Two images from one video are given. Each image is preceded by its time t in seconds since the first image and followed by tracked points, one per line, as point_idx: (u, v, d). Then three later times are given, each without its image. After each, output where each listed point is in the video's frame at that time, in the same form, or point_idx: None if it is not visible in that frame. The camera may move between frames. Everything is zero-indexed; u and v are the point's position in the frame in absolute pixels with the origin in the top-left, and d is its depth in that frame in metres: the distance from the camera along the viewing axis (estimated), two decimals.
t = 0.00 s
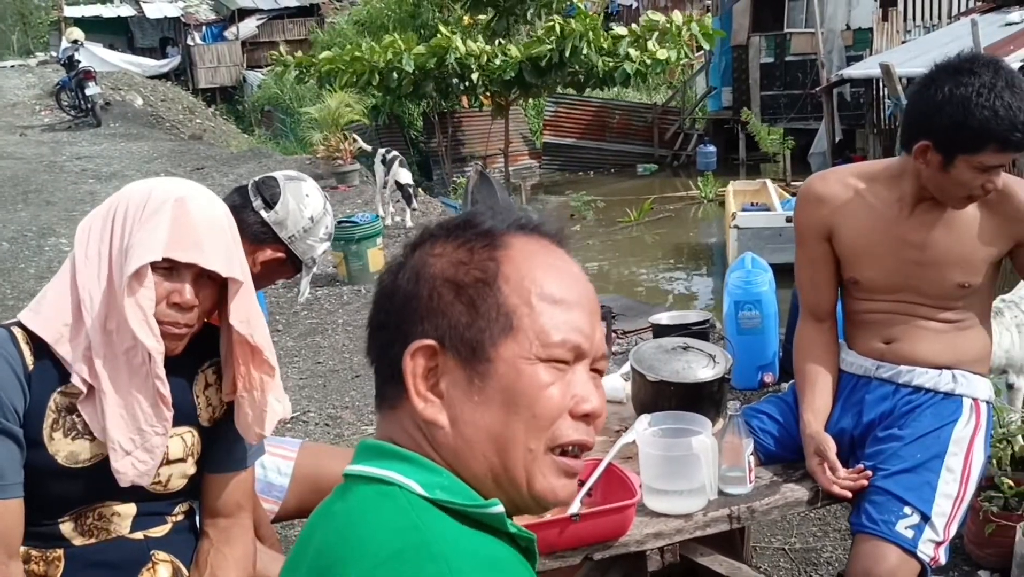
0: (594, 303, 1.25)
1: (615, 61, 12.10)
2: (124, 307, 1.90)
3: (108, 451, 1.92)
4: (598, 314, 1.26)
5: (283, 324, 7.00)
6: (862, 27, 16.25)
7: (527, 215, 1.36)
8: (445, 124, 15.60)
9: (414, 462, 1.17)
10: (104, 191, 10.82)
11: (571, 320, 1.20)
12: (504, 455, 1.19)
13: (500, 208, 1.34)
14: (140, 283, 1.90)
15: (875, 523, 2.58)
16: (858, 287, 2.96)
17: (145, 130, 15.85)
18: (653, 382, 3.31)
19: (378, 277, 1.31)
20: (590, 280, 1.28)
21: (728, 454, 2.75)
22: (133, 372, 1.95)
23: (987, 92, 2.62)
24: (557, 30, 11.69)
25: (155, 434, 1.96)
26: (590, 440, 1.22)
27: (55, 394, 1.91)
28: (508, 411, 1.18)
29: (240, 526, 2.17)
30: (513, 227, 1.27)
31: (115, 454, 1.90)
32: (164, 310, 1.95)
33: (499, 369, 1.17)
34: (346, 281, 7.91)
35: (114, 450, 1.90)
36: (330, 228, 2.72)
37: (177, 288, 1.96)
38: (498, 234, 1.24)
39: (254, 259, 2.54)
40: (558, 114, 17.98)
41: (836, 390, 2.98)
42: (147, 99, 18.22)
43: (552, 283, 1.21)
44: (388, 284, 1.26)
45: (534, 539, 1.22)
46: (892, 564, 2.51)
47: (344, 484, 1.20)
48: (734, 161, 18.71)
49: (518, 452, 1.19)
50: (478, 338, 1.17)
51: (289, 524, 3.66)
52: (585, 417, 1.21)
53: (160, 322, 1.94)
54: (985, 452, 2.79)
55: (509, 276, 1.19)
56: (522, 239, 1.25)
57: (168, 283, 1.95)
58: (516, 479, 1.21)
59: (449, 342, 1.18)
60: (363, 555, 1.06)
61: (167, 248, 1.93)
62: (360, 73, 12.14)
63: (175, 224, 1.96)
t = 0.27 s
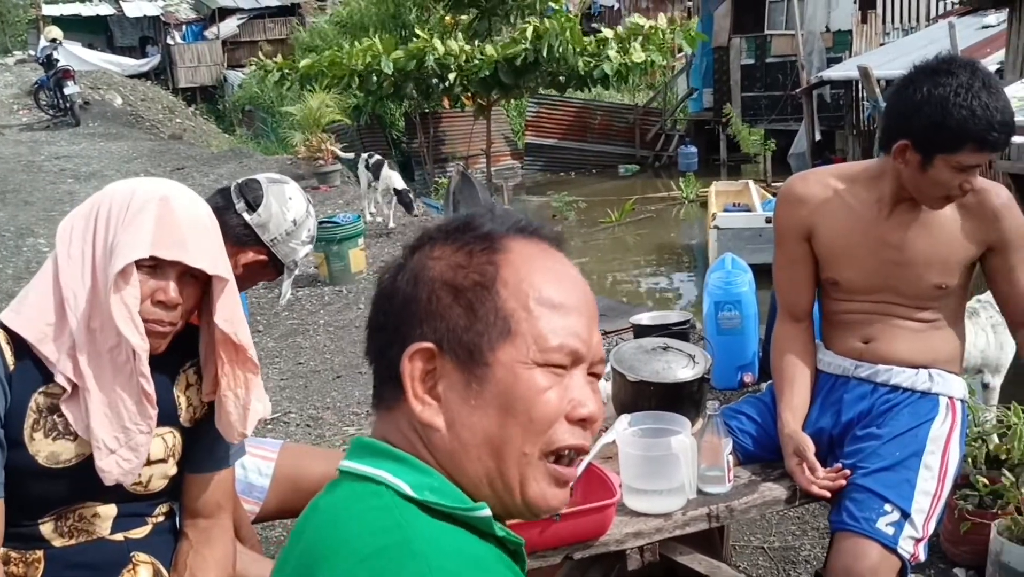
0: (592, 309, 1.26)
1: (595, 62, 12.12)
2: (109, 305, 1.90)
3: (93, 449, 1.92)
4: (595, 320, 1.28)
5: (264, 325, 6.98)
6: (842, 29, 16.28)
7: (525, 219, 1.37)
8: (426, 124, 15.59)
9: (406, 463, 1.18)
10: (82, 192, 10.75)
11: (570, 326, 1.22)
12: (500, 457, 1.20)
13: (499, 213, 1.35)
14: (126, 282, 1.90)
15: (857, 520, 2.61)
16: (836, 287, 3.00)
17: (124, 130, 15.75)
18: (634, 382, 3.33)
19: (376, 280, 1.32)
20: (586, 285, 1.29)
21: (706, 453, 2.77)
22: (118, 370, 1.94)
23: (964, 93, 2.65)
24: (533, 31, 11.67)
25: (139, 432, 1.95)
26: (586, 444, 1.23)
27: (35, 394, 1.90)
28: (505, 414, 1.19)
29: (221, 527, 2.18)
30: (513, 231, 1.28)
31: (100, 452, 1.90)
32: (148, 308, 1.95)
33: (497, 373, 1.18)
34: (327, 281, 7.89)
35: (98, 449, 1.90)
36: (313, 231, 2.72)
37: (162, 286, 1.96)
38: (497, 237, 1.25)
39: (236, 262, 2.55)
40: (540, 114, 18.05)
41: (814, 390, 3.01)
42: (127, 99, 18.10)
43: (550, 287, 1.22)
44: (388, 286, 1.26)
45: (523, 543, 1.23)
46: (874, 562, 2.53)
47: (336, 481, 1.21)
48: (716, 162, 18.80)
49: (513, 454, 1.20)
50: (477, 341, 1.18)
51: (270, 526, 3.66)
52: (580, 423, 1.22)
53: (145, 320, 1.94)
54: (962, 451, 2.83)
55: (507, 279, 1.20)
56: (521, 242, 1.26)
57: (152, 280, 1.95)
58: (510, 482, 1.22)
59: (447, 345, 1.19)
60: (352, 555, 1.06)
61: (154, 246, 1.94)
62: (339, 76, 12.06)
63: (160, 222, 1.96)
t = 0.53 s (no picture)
0: (589, 315, 1.28)
1: (580, 63, 12.15)
2: (95, 300, 1.90)
3: (81, 445, 1.92)
4: (592, 326, 1.30)
5: (249, 325, 6.98)
6: (825, 31, 16.39)
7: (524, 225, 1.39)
8: (411, 125, 15.60)
9: (404, 461, 1.19)
10: (65, 192, 10.70)
11: (569, 331, 1.23)
12: (497, 459, 1.22)
13: (497, 218, 1.36)
14: (111, 278, 1.91)
15: (831, 518, 2.64)
16: (818, 286, 3.02)
17: (106, 129, 15.68)
18: (618, 382, 3.37)
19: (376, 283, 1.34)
20: (583, 289, 1.31)
21: (690, 451, 2.79)
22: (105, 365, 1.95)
23: (946, 97, 2.68)
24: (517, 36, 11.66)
25: (127, 427, 1.95)
26: (581, 447, 1.25)
27: (22, 392, 1.91)
28: (503, 416, 1.21)
29: (205, 524, 2.15)
30: (513, 237, 1.29)
31: (88, 448, 1.90)
32: (134, 303, 1.95)
33: (497, 376, 1.19)
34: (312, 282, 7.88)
35: (86, 444, 1.90)
36: (294, 229, 2.73)
37: (147, 281, 1.96)
38: (498, 243, 1.26)
39: (219, 260, 2.55)
40: (525, 115, 18.10)
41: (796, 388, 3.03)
42: (109, 98, 18.00)
43: (548, 293, 1.23)
44: (389, 286, 1.27)
45: (519, 541, 1.24)
46: (846, 559, 2.57)
47: (332, 478, 1.23)
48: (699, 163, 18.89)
49: (511, 456, 1.22)
50: (477, 344, 1.19)
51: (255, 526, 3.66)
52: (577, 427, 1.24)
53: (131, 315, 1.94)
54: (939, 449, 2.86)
55: (507, 284, 1.21)
56: (522, 248, 1.27)
57: (138, 276, 1.96)
58: (507, 482, 1.23)
59: (448, 348, 1.20)
60: (347, 552, 1.08)
61: (139, 242, 1.95)
62: (322, 77, 12.04)
63: (145, 219, 1.97)
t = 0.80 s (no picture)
0: (588, 319, 1.29)
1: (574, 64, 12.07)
2: (90, 296, 1.91)
3: (78, 441, 1.92)
4: (590, 332, 1.31)
5: (243, 325, 6.98)
6: (819, 32, 16.24)
7: (524, 227, 1.40)
8: (405, 125, 15.61)
9: (399, 461, 1.20)
10: (59, 192, 10.69)
11: (566, 336, 1.24)
12: (491, 461, 1.23)
13: (497, 220, 1.37)
14: (105, 274, 1.91)
15: (814, 516, 2.66)
16: (806, 288, 3.05)
17: (100, 129, 15.66)
18: (612, 381, 3.38)
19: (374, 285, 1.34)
20: (582, 295, 1.31)
21: (684, 450, 2.81)
22: (99, 360, 1.95)
23: (915, 95, 2.71)
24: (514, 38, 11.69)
25: (124, 421, 1.96)
26: (576, 454, 1.25)
27: (18, 389, 1.92)
28: (498, 420, 1.21)
29: (198, 524, 2.12)
30: (516, 240, 1.30)
31: (85, 443, 1.91)
32: (128, 298, 1.96)
33: (493, 379, 1.21)
34: (306, 282, 7.88)
35: (83, 439, 1.90)
36: (286, 226, 2.73)
37: (140, 276, 1.97)
38: (500, 246, 1.28)
39: (211, 256, 2.55)
40: (519, 116, 18.13)
41: (788, 387, 3.06)
42: (103, 98, 17.96)
43: (547, 297, 1.24)
44: (389, 287, 1.29)
45: (510, 541, 1.25)
46: (828, 555, 2.58)
47: (327, 476, 1.24)
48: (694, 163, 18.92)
49: (504, 459, 1.23)
50: (474, 346, 1.21)
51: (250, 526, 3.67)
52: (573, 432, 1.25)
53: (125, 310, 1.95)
54: (928, 449, 2.87)
55: (507, 287, 1.22)
56: (524, 252, 1.28)
57: (130, 272, 1.96)
58: (501, 485, 1.24)
59: (445, 349, 1.21)
60: (339, 549, 1.08)
61: (131, 237, 1.96)
62: (315, 77, 12.03)
63: (136, 214, 1.98)
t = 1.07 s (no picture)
0: (570, 315, 1.29)
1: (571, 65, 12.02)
2: (82, 294, 1.92)
3: (72, 439, 1.93)
4: (574, 328, 1.31)
5: (238, 324, 6.98)
6: (813, 32, 16.46)
7: (513, 224, 1.40)
8: (401, 125, 15.61)
9: (385, 458, 1.20)
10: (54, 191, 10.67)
11: (549, 332, 1.24)
12: (476, 456, 1.23)
13: (485, 217, 1.38)
14: (97, 272, 1.92)
15: (823, 514, 2.68)
16: (798, 287, 3.06)
17: (95, 129, 15.63)
18: (607, 380, 3.39)
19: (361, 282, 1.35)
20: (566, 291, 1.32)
21: (679, 447, 2.82)
22: (92, 359, 1.96)
23: (916, 95, 2.73)
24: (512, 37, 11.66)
25: (118, 419, 1.96)
26: (561, 448, 1.26)
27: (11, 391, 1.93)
28: (482, 416, 1.22)
29: (192, 522, 2.13)
30: (498, 236, 1.31)
31: (79, 441, 1.92)
32: (120, 296, 1.97)
33: (476, 375, 1.21)
34: (302, 281, 7.89)
35: (77, 438, 1.91)
36: (282, 225, 2.76)
37: (132, 274, 1.98)
38: (482, 242, 1.28)
39: (208, 255, 2.52)
40: (514, 115, 18.14)
41: (779, 385, 3.07)
42: (97, 98, 17.92)
43: (530, 292, 1.24)
44: (373, 284, 1.29)
45: (497, 536, 1.24)
46: (839, 554, 2.59)
47: (315, 476, 1.24)
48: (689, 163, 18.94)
49: (489, 454, 1.23)
50: (457, 342, 1.21)
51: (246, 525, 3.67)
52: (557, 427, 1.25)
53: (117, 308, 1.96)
54: (926, 442, 2.91)
55: (489, 284, 1.23)
56: (506, 248, 1.29)
57: (122, 269, 1.97)
58: (487, 481, 1.24)
59: (428, 346, 1.22)
60: (327, 547, 1.09)
61: (122, 234, 1.96)
62: (312, 76, 12.00)
63: (127, 210, 1.99)
